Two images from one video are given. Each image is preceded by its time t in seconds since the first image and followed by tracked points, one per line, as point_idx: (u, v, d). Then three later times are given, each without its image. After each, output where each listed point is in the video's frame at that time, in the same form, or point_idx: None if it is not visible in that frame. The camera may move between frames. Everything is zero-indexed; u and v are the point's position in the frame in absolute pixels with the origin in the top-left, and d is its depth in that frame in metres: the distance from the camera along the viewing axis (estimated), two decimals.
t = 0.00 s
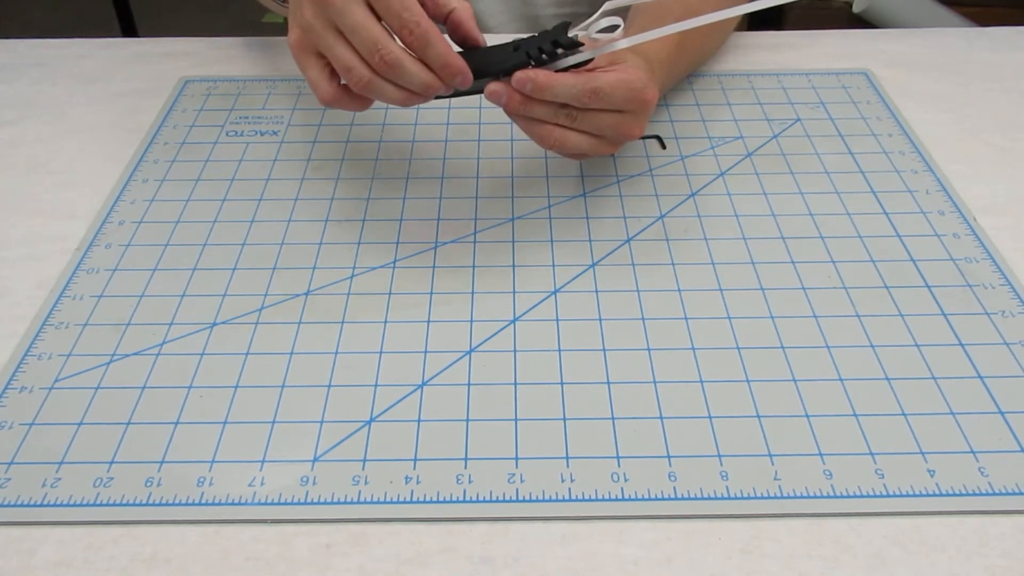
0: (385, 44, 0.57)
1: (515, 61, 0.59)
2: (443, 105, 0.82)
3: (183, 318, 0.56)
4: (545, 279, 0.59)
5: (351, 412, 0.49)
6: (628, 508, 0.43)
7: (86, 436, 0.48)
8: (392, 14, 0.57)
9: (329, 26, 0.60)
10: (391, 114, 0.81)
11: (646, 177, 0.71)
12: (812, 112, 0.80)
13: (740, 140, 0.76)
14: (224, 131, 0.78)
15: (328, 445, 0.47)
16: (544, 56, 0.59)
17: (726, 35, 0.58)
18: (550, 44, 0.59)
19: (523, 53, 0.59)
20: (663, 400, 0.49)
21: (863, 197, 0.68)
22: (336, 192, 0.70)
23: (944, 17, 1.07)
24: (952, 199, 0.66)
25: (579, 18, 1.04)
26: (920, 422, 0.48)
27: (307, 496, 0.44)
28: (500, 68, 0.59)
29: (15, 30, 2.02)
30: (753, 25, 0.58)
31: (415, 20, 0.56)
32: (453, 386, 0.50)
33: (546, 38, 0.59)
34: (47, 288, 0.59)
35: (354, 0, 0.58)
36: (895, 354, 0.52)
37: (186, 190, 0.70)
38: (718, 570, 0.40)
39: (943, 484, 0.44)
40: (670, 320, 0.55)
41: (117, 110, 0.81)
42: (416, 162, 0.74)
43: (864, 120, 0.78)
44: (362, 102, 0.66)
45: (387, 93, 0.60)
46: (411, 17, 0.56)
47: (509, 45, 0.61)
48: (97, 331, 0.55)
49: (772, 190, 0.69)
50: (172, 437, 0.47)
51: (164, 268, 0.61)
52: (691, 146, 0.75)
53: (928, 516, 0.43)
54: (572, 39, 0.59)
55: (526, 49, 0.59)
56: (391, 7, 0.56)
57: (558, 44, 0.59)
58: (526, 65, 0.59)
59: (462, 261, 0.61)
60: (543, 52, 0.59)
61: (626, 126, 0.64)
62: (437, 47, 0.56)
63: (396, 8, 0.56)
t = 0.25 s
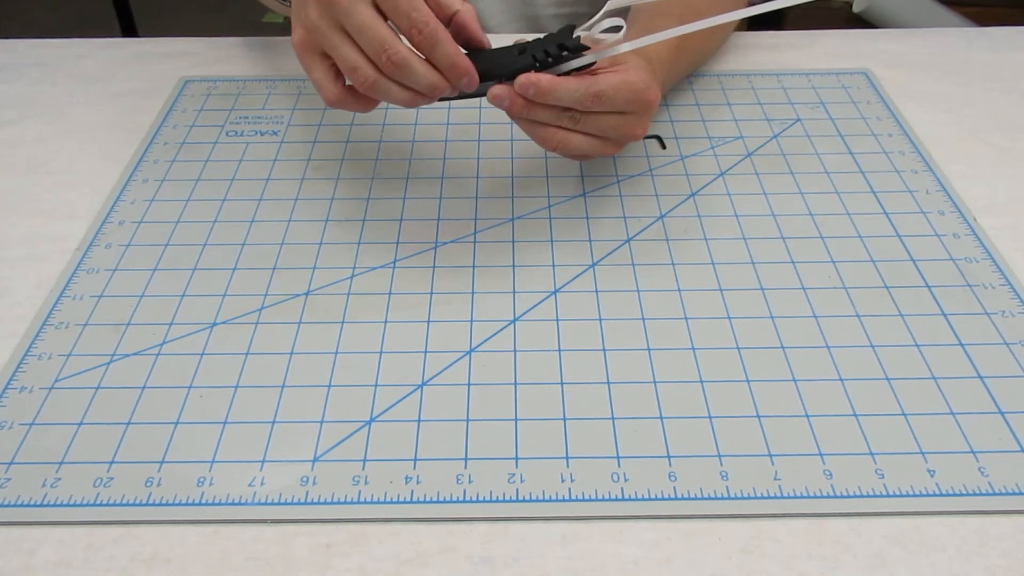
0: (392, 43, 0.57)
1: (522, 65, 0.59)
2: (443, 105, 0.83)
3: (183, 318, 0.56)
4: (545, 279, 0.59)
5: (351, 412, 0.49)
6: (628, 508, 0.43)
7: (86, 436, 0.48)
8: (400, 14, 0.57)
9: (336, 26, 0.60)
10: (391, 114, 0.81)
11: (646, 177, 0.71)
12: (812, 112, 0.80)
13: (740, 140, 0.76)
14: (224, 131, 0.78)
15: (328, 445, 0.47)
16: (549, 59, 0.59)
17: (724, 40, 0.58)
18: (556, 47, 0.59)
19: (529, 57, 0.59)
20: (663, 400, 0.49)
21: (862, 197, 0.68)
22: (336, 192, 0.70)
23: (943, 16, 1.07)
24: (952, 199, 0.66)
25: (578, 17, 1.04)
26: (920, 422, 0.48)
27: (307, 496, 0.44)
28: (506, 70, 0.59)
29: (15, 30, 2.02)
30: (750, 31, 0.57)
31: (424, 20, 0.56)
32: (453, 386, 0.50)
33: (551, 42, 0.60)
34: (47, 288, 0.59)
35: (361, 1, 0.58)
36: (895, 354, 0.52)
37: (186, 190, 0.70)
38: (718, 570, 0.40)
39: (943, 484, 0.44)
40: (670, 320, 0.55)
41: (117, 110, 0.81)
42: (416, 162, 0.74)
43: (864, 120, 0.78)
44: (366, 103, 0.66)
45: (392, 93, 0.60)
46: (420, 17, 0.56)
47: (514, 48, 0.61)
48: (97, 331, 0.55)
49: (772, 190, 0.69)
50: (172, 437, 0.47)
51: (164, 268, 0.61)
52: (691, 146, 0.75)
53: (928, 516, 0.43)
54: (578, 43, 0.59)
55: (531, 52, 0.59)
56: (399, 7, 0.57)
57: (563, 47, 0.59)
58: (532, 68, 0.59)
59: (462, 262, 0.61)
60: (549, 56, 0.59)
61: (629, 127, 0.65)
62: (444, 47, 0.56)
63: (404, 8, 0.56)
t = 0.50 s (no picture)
0: (394, 53, 0.57)
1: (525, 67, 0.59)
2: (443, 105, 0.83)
3: (183, 318, 0.56)
4: (545, 279, 0.59)
5: (351, 412, 0.49)
6: (628, 508, 0.43)
7: (86, 436, 0.48)
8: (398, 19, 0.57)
9: (334, 34, 0.60)
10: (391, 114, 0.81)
11: (646, 177, 0.71)
12: (812, 112, 0.80)
13: (740, 140, 0.76)
14: (224, 131, 0.78)
15: (328, 445, 0.47)
16: (552, 60, 0.59)
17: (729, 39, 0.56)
18: (559, 49, 0.58)
19: (531, 58, 0.59)
20: (663, 400, 0.49)
21: (862, 197, 0.68)
22: (336, 192, 0.70)
23: (943, 16, 1.07)
24: (952, 199, 0.66)
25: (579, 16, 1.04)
26: (920, 422, 0.48)
27: (307, 496, 0.44)
28: (508, 71, 0.59)
29: (15, 30, 2.02)
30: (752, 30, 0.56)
31: (426, 22, 0.56)
32: (453, 386, 0.50)
33: (555, 43, 0.59)
34: (47, 288, 0.59)
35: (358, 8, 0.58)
36: (895, 354, 0.52)
37: (186, 191, 0.70)
38: (718, 570, 0.40)
39: (943, 484, 0.44)
40: (670, 320, 0.55)
41: (117, 110, 0.81)
42: (416, 162, 0.74)
43: (864, 120, 0.78)
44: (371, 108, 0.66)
45: (394, 104, 0.61)
46: (423, 19, 0.56)
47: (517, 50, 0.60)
48: (97, 331, 0.55)
49: (772, 190, 0.69)
50: (172, 437, 0.47)
51: (164, 268, 0.61)
52: (691, 146, 0.75)
53: (928, 516, 0.43)
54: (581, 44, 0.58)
55: (534, 54, 0.59)
56: (399, 11, 0.56)
57: (566, 49, 0.58)
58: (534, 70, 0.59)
59: (461, 262, 0.61)
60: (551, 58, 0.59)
61: (630, 128, 0.65)
62: (448, 49, 0.56)
63: (404, 14, 0.56)
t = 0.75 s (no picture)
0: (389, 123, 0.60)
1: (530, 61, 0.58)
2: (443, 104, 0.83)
3: (183, 318, 0.56)
4: (545, 279, 0.59)
5: (351, 412, 0.49)
6: (628, 507, 0.43)
7: (86, 436, 0.48)
8: (379, 89, 0.56)
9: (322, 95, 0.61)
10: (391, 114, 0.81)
11: (646, 177, 0.71)
12: (812, 112, 0.80)
13: (740, 140, 0.76)
14: (224, 131, 0.78)
15: (328, 445, 0.47)
16: (557, 54, 0.58)
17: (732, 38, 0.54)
18: (565, 44, 0.58)
19: (538, 53, 0.58)
20: (663, 400, 0.49)
21: (862, 197, 0.68)
22: (336, 192, 0.70)
23: (943, 16, 1.07)
24: (952, 199, 0.66)
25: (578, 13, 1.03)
26: (920, 422, 0.48)
27: (307, 496, 0.44)
28: (515, 66, 0.58)
29: (15, 30, 2.02)
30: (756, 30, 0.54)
31: (404, 99, 0.55)
32: (453, 386, 0.50)
33: (559, 38, 0.58)
34: (47, 288, 0.59)
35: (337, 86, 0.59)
36: (895, 354, 0.52)
37: (186, 191, 0.70)
38: (718, 570, 0.40)
39: (943, 484, 0.44)
40: (670, 320, 0.55)
41: (117, 110, 0.81)
42: (416, 162, 0.74)
43: (864, 120, 0.78)
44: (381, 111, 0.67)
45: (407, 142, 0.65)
46: (400, 96, 0.55)
47: (520, 45, 0.59)
48: (97, 331, 0.55)
49: (772, 190, 0.69)
50: (172, 437, 0.47)
51: (164, 268, 0.61)
52: (691, 146, 0.75)
53: (928, 516, 0.43)
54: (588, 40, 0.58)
55: (541, 48, 0.58)
56: (376, 84, 0.56)
57: (572, 45, 0.58)
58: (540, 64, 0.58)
59: (461, 262, 0.61)
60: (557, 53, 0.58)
61: (633, 124, 0.64)
62: (433, 114, 0.56)
63: (382, 87, 0.56)
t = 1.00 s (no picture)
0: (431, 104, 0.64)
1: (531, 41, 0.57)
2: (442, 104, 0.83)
3: (183, 318, 0.56)
4: (545, 279, 0.59)
5: (351, 412, 0.49)
6: (629, 507, 0.43)
7: (86, 436, 0.48)
8: (422, 93, 0.61)
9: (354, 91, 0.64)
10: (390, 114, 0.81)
11: (646, 177, 0.71)
12: (812, 112, 0.80)
13: (740, 140, 0.76)
14: (224, 131, 0.78)
15: (328, 445, 0.47)
16: (560, 37, 0.57)
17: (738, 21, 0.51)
18: (568, 27, 0.56)
19: (540, 33, 0.57)
20: (663, 400, 0.49)
21: (862, 196, 0.68)
22: (336, 192, 0.70)
23: (944, 16, 1.07)
24: (952, 199, 0.66)
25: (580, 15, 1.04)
26: (920, 422, 0.48)
27: (307, 496, 0.44)
28: (514, 43, 0.57)
29: (15, 30, 2.02)
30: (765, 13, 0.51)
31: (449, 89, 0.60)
32: (453, 386, 0.50)
33: (564, 20, 0.57)
34: (47, 288, 0.59)
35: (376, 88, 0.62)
36: (895, 354, 0.52)
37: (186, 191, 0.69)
38: (718, 570, 0.40)
39: (943, 484, 0.44)
40: (670, 320, 0.55)
41: (117, 110, 0.81)
42: (416, 162, 0.74)
43: (864, 120, 0.78)
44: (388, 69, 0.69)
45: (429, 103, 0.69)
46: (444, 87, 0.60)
47: (525, 24, 0.58)
48: (97, 331, 0.55)
49: (772, 190, 0.69)
50: (172, 437, 0.47)
51: (164, 268, 0.61)
52: (691, 146, 0.75)
53: (928, 516, 0.43)
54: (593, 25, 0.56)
55: (543, 27, 0.57)
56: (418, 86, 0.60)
57: (575, 27, 0.56)
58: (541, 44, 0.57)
59: (461, 262, 0.61)
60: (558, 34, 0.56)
61: (629, 117, 0.65)
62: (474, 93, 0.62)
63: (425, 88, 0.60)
